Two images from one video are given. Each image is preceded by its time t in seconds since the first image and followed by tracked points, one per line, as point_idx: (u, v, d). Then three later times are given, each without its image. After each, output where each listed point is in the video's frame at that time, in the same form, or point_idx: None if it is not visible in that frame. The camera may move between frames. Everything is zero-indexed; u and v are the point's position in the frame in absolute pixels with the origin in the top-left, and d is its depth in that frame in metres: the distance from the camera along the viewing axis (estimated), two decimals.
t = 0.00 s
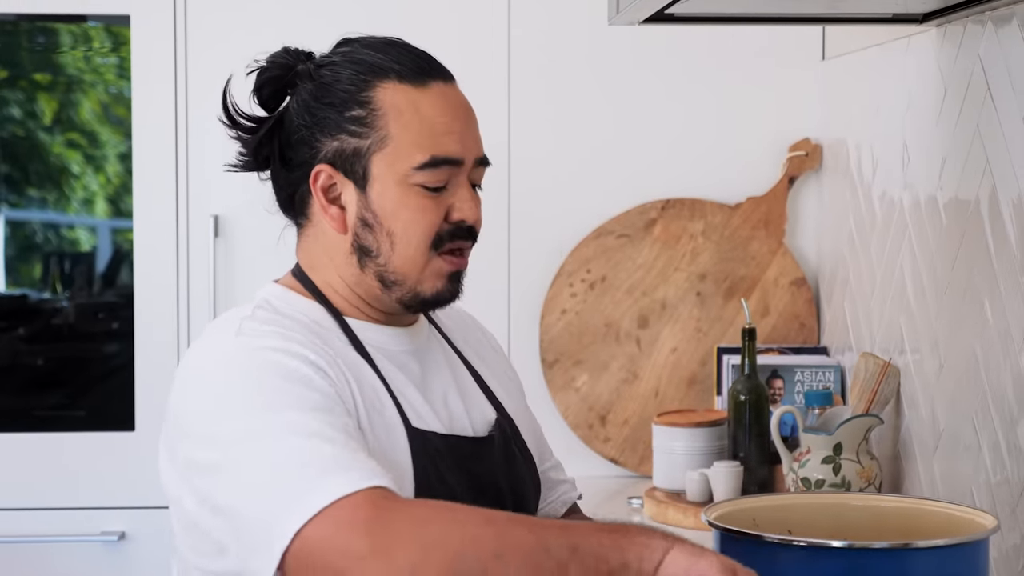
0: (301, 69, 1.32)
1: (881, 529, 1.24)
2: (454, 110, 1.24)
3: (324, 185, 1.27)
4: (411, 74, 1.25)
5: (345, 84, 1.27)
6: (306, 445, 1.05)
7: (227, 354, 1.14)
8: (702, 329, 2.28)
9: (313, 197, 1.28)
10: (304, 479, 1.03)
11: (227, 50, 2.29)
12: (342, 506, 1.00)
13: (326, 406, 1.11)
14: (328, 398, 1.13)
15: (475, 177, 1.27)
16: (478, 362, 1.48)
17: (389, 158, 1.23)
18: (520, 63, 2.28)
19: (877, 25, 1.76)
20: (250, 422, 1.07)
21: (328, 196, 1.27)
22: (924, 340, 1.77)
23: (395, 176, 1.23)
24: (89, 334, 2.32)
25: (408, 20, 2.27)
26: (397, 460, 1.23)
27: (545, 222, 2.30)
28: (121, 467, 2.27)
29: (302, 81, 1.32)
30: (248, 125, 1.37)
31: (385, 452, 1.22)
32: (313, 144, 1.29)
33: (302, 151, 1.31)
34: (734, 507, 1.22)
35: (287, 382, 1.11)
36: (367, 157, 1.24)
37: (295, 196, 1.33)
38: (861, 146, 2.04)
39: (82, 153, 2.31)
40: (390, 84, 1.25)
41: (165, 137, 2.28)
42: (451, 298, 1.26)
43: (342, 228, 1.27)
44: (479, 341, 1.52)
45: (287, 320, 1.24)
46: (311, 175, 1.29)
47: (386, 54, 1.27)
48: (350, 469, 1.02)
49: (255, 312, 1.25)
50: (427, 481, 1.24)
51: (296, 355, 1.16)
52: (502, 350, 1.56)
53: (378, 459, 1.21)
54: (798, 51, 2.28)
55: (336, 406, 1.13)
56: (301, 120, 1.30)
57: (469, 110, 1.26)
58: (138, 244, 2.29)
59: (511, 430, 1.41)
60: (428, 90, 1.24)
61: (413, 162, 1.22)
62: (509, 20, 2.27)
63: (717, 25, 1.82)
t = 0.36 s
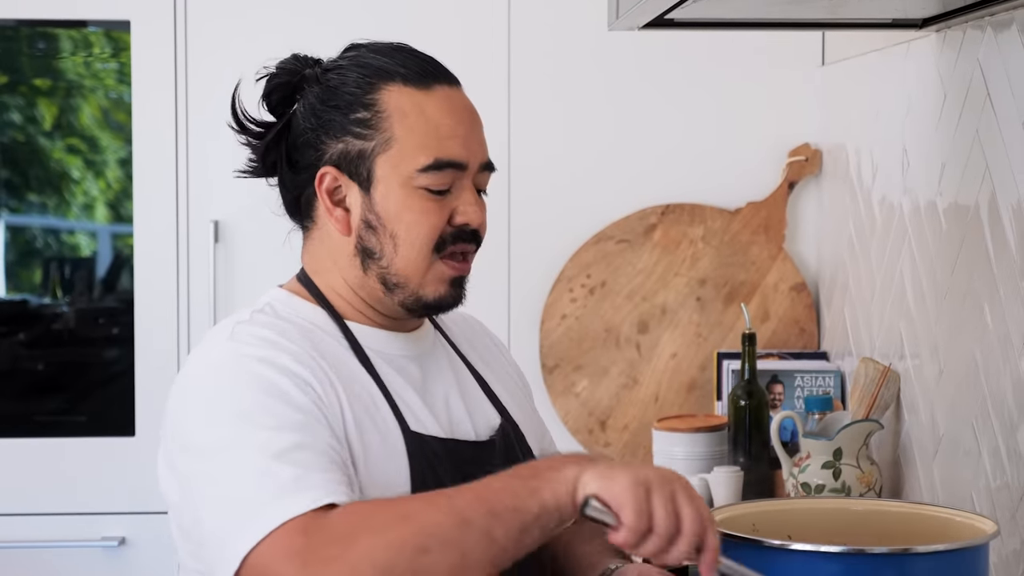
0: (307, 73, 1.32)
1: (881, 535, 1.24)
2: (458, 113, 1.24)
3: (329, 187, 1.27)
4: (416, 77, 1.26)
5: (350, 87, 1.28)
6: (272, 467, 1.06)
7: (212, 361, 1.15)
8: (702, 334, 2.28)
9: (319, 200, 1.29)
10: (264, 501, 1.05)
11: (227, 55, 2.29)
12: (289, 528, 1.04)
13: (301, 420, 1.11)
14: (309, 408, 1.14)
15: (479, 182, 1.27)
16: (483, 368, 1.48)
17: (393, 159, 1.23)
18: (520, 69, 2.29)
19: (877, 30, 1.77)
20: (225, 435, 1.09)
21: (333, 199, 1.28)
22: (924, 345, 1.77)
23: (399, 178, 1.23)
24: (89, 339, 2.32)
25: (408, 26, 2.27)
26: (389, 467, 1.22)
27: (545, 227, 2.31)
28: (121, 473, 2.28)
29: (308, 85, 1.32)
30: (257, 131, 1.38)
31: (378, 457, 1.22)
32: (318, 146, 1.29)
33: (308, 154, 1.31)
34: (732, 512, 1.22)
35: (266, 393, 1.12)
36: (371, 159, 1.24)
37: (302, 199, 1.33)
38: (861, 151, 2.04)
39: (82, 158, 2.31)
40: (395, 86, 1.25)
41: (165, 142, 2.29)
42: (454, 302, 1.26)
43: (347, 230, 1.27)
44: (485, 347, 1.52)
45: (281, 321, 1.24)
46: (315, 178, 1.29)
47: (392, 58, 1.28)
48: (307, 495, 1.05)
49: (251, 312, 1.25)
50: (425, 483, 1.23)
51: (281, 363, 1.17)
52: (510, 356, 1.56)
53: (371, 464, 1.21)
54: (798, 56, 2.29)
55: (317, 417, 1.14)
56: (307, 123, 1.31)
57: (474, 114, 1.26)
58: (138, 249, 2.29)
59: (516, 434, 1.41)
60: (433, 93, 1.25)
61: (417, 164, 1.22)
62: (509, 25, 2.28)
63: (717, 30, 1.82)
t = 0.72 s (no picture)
0: (309, 75, 1.32)
1: (882, 539, 1.24)
2: (461, 119, 1.25)
3: (329, 190, 1.27)
4: (419, 82, 1.26)
5: (352, 89, 1.28)
6: (247, 488, 1.10)
7: (191, 375, 1.17)
8: (702, 338, 2.28)
9: (318, 203, 1.29)
10: (231, 526, 1.09)
11: (227, 59, 2.29)
12: (261, 553, 1.08)
13: (275, 440, 1.13)
14: (285, 424, 1.15)
15: (480, 187, 1.27)
16: (488, 372, 1.47)
17: (394, 165, 1.23)
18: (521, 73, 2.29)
19: (878, 34, 1.77)
20: (201, 456, 1.12)
21: (332, 202, 1.27)
22: (925, 349, 1.77)
23: (399, 184, 1.23)
24: (89, 344, 2.32)
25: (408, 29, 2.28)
26: (375, 469, 1.22)
27: (544, 231, 2.31)
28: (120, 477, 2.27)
29: (310, 88, 1.32)
30: (258, 132, 1.37)
31: (364, 462, 1.22)
32: (318, 149, 1.29)
33: (308, 157, 1.31)
34: (734, 516, 1.22)
35: (240, 412, 1.14)
36: (372, 163, 1.24)
37: (302, 202, 1.32)
38: (862, 155, 2.04)
39: (83, 162, 2.31)
40: (399, 91, 1.25)
41: (166, 146, 2.29)
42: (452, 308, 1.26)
43: (345, 234, 1.27)
44: (488, 349, 1.52)
45: (267, 326, 1.25)
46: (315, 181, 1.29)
47: (395, 62, 1.28)
48: (279, 517, 1.08)
49: (239, 317, 1.27)
50: (414, 483, 1.24)
51: (260, 374, 1.18)
52: (515, 359, 1.56)
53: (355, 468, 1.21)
54: (798, 60, 2.29)
55: (293, 432, 1.15)
56: (308, 126, 1.30)
57: (476, 120, 1.26)
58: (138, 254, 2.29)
59: (517, 433, 1.41)
60: (435, 98, 1.25)
61: (417, 169, 1.23)
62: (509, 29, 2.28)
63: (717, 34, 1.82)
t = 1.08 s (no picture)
0: (307, 78, 1.32)
1: (881, 540, 1.23)
2: (460, 125, 1.25)
3: (327, 195, 1.27)
4: (418, 88, 1.26)
5: (350, 93, 1.28)
6: (237, 521, 1.10)
7: (185, 395, 1.16)
8: (703, 339, 2.28)
9: (315, 207, 1.29)
10: (225, 560, 1.10)
11: (228, 60, 2.29)
12: None
13: (269, 467, 1.12)
14: (281, 447, 1.14)
15: (479, 192, 1.27)
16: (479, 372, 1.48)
17: (393, 171, 1.23)
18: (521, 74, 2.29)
19: (878, 35, 1.77)
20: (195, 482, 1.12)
21: (330, 207, 1.27)
22: (925, 351, 1.77)
23: (398, 189, 1.23)
24: (91, 345, 2.32)
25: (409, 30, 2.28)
26: (376, 480, 1.22)
27: (544, 232, 2.31)
28: (119, 478, 2.27)
29: (308, 92, 1.32)
30: (252, 132, 1.36)
31: (363, 473, 1.21)
32: (316, 153, 1.29)
33: (306, 161, 1.30)
34: (733, 517, 1.22)
35: (234, 438, 1.12)
36: (370, 168, 1.24)
37: (297, 205, 1.32)
38: (862, 155, 2.05)
39: (85, 164, 2.32)
40: (398, 96, 1.26)
41: (167, 148, 2.29)
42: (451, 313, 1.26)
43: (344, 239, 1.27)
44: (479, 350, 1.53)
45: (263, 339, 1.24)
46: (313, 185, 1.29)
47: (393, 65, 1.28)
48: (274, 553, 1.09)
49: (235, 326, 1.26)
50: (411, 491, 1.23)
51: (255, 393, 1.17)
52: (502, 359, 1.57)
53: (356, 480, 1.20)
54: (798, 62, 2.29)
55: (289, 456, 1.14)
56: (306, 129, 1.30)
57: (475, 126, 1.27)
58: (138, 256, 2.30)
59: (510, 435, 1.42)
60: (434, 103, 1.25)
61: (416, 175, 1.23)
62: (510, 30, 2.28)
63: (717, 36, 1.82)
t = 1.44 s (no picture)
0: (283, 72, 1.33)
1: (883, 541, 1.23)
2: (408, 115, 1.24)
3: (282, 183, 1.28)
4: (370, 78, 1.26)
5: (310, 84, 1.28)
6: (232, 531, 1.08)
7: (174, 405, 1.15)
8: (705, 340, 2.28)
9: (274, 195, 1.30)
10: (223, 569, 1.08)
11: (230, 62, 2.29)
12: None
13: (262, 475, 1.11)
14: (273, 454, 1.13)
15: (428, 185, 1.26)
16: (467, 370, 1.49)
17: (332, 157, 1.24)
18: (523, 75, 2.29)
19: (879, 35, 1.77)
20: (187, 493, 1.10)
21: (285, 196, 1.28)
22: (927, 350, 1.77)
23: (337, 175, 1.23)
24: (94, 347, 2.33)
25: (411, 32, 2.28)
26: (373, 482, 1.21)
27: (545, 233, 2.31)
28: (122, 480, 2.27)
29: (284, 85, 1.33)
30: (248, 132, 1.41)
31: (360, 473, 1.20)
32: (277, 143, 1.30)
33: (270, 151, 1.32)
34: (734, 518, 1.22)
35: (226, 447, 1.11)
36: (315, 154, 1.25)
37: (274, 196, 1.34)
38: (863, 156, 2.05)
39: (87, 166, 2.32)
40: (348, 86, 1.25)
41: (169, 150, 2.29)
42: (391, 305, 1.25)
43: (293, 227, 1.28)
44: (465, 350, 1.53)
45: (252, 345, 1.23)
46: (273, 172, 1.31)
47: (357, 59, 1.28)
48: (269, 562, 1.07)
49: (223, 335, 1.25)
50: (409, 492, 1.22)
51: (245, 400, 1.15)
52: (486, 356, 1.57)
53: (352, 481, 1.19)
54: (799, 62, 2.29)
55: (282, 463, 1.13)
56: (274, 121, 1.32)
57: (427, 118, 1.25)
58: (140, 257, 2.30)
59: (502, 430, 1.43)
60: (385, 94, 1.25)
61: (353, 161, 1.23)
62: (511, 32, 2.28)
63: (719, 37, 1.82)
